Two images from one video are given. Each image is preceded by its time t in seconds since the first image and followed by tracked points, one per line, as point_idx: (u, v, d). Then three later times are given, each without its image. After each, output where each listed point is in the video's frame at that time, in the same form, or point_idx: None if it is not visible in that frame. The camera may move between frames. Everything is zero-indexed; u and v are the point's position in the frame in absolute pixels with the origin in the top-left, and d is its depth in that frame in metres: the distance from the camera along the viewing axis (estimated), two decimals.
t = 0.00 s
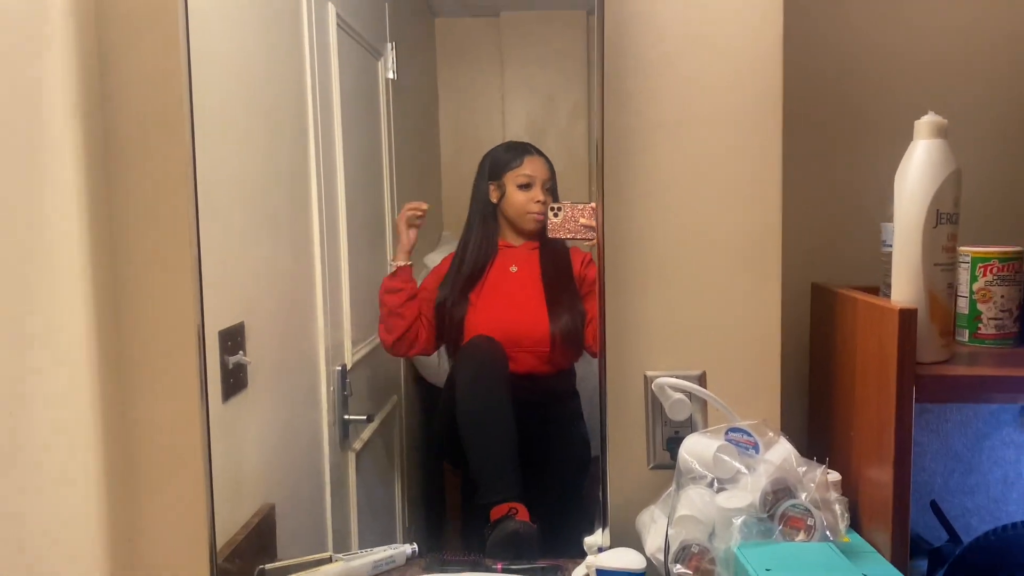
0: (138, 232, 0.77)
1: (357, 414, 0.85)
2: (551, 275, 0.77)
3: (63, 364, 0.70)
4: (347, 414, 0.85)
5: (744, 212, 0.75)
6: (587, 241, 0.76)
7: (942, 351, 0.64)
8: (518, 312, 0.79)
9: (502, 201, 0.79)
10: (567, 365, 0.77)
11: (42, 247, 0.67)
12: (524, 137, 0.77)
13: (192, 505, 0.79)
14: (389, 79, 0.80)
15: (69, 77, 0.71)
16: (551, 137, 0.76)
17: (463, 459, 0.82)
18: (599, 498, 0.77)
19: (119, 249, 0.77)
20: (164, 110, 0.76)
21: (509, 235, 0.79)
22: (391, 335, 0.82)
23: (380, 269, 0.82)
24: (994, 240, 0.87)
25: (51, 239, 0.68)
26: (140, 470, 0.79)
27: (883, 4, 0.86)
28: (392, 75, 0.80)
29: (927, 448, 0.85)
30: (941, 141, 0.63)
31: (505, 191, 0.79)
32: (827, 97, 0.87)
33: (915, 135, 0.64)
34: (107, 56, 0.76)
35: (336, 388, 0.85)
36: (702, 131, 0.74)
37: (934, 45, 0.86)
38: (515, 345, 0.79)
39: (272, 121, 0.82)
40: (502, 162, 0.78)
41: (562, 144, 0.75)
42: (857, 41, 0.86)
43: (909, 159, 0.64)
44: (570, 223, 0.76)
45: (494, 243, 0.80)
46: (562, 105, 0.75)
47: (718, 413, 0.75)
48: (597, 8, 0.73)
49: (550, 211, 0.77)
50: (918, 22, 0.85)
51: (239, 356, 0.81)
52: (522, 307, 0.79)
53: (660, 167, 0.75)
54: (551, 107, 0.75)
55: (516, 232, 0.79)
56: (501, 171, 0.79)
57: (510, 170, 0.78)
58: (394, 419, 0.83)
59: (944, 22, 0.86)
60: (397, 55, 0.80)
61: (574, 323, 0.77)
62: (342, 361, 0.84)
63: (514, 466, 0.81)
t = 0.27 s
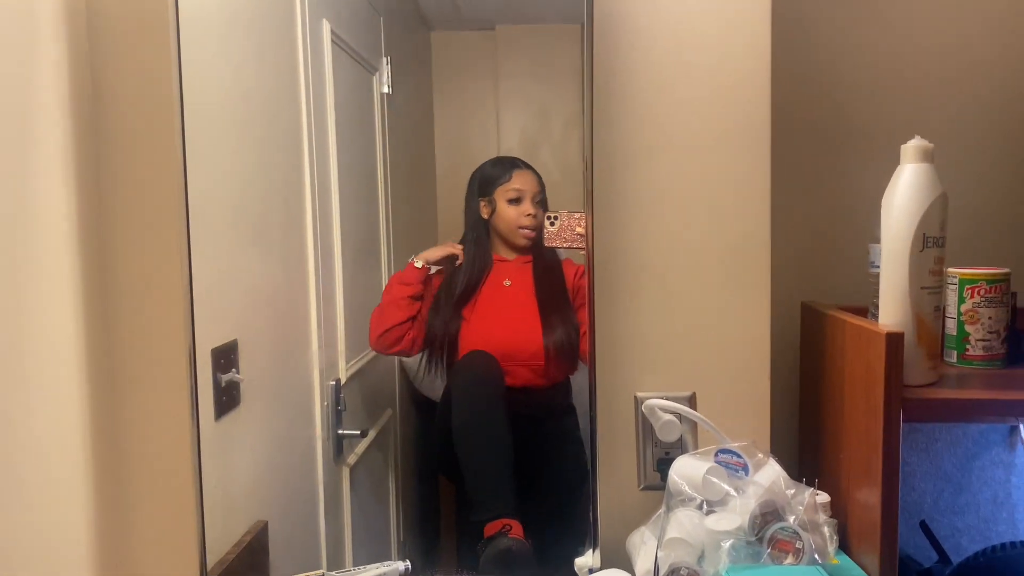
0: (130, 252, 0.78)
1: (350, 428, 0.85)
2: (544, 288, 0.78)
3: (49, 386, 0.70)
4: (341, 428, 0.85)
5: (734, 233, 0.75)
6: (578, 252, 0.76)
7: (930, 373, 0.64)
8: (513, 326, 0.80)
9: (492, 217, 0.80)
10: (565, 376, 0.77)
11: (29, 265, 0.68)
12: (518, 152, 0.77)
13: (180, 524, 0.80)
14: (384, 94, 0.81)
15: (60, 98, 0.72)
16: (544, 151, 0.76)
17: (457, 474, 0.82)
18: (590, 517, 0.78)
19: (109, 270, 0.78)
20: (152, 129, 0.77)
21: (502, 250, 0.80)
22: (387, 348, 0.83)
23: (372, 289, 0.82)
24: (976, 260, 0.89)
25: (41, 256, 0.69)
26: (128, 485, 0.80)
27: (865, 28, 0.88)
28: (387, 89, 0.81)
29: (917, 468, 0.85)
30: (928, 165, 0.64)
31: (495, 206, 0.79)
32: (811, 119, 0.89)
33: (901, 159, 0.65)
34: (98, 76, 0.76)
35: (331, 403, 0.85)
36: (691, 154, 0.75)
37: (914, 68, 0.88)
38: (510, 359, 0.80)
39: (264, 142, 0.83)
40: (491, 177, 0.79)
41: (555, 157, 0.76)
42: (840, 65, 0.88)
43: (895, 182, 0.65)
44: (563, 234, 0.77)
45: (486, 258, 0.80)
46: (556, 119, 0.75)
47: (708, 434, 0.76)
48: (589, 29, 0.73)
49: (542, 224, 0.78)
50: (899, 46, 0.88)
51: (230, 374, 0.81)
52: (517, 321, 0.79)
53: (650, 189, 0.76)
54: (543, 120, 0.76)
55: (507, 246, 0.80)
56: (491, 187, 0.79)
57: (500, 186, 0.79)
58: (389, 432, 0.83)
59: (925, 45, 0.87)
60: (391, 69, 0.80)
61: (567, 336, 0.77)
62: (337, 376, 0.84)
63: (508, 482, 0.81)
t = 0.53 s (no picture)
0: (98, 251, 0.73)
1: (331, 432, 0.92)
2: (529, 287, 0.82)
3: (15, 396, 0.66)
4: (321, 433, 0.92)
5: (709, 235, 0.75)
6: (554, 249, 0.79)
7: (904, 376, 0.64)
8: (500, 327, 0.85)
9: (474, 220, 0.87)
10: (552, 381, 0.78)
11: None
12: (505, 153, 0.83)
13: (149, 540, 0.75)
14: (367, 94, 0.92)
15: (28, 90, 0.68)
16: (530, 154, 0.80)
17: (438, 477, 0.88)
18: (566, 524, 0.77)
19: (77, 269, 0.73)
20: (121, 122, 0.73)
21: (488, 253, 0.86)
22: (398, 385, 0.89)
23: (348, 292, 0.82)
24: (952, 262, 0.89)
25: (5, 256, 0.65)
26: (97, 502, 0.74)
27: (842, 31, 0.88)
28: (369, 90, 0.92)
29: (893, 471, 0.85)
30: (902, 168, 0.64)
31: (474, 211, 0.86)
32: (789, 121, 0.89)
33: (876, 161, 0.65)
34: (68, 65, 0.72)
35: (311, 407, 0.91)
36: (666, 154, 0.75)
37: (891, 71, 0.88)
38: (499, 361, 0.85)
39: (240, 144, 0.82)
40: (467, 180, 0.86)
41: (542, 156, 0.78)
42: (818, 67, 0.88)
43: (869, 184, 0.65)
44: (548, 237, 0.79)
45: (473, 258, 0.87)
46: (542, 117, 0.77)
47: (684, 438, 0.75)
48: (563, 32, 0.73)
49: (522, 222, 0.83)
50: (876, 49, 0.88)
51: (206, 378, 0.79)
52: (504, 323, 0.85)
53: (625, 190, 0.75)
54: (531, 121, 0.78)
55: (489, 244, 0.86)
56: (469, 191, 0.86)
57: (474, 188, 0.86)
58: (373, 437, 0.91)
59: (900, 49, 0.88)
60: (373, 68, 0.91)
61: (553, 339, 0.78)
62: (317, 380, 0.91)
63: (489, 487, 0.86)
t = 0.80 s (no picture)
0: (51, 251, 0.67)
1: (302, 434, 0.88)
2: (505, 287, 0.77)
3: None
4: (291, 435, 0.88)
5: (665, 240, 0.75)
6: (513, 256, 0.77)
7: (855, 381, 0.65)
8: (479, 330, 0.79)
9: (448, 219, 0.80)
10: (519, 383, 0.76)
11: None
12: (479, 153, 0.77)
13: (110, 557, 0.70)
14: (341, 93, 0.83)
15: None
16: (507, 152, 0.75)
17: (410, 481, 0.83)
18: (524, 527, 0.78)
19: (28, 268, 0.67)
20: (77, 113, 0.67)
21: (466, 252, 0.79)
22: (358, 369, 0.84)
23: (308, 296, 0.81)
24: (910, 264, 0.90)
25: None
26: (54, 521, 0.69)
27: (800, 36, 0.88)
28: (343, 90, 0.83)
29: (850, 472, 0.87)
30: (852, 174, 0.64)
31: (447, 209, 0.80)
32: (749, 125, 0.89)
33: (827, 167, 0.65)
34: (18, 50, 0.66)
35: (281, 409, 0.88)
36: (624, 159, 0.75)
37: (849, 76, 0.89)
38: (474, 362, 0.79)
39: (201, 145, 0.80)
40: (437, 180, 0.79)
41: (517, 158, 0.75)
42: (777, 71, 0.89)
43: (821, 190, 0.65)
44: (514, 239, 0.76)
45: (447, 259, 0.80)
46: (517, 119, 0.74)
47: (641, 441, 0.76)
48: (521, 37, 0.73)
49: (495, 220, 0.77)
50: (834, 54, 0.89)
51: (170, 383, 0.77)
52: (482, 326, 0.79)
53: (584, 194, 0.75)
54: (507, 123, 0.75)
55: (466, 243, 0.79)
56: (441, 191, 0.80)
57: (449, 186, 0.79)
58: (342, 439, 0.86)
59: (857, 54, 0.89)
60: (346, 68, 0.83)
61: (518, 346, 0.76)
62: (286, 383, 0.87)
63: (461, 491, 0.82)
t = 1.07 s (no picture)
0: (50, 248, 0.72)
1: (299, 428, 0.84)
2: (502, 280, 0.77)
3: None
4: (288, 428, 0.84)
5: (660, 230, 0.76)
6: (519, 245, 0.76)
7: (848, 368, 0.66)
8: (469, 324, 0.79)
9: (444, 211, 0.79)
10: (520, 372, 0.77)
11: None
12: (473, 145, 0.77)
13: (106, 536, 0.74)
14: (334, 87, 0.80)
15: None
16: (501, 145, 0.76)
17: (407, 471, 0.82)
18: (521, 515, 0.79)
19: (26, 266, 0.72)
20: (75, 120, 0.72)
21: (458, 245, 0.79)
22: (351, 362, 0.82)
23: (305, 288, 0.82)
24: (900, 255, 0.91)
25: None
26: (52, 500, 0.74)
27: (792, 30, 0.89)
28: (337, 84, 0.80)
29: (843, 460, 0.88)
30: (845, 165, 0.65)
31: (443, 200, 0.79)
32: (741, 117, 0.90)
33: (820, 158, 0.66)
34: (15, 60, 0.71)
35: (277, 402, 0.84)
36: (619, 150, 0.75)
37: (840, 69, 0.90)
38: (468, 355, 0.79)
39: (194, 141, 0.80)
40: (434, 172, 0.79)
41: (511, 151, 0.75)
42: (769, 64, 0.89)
43: (814, 181, 0.66)
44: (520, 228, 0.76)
45: (440, 253, 0.80)
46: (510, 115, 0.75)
47: (636, 430, 0.77)
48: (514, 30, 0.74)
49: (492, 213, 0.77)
50: (825, 48, 0.89)
51: (167, 374, 0.79)
52: (473, 320, 0.79)
53: (579, 185, 0.76)
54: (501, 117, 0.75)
55: (460, 236, 0.79)
56: (436, 182, 0.79)
57: (444, 179, 0.79)
58: (338, 430, 0.83)
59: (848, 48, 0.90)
60: (341, 62, 0.79)
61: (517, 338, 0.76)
62: (283, 376, 0.84)
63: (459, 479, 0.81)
